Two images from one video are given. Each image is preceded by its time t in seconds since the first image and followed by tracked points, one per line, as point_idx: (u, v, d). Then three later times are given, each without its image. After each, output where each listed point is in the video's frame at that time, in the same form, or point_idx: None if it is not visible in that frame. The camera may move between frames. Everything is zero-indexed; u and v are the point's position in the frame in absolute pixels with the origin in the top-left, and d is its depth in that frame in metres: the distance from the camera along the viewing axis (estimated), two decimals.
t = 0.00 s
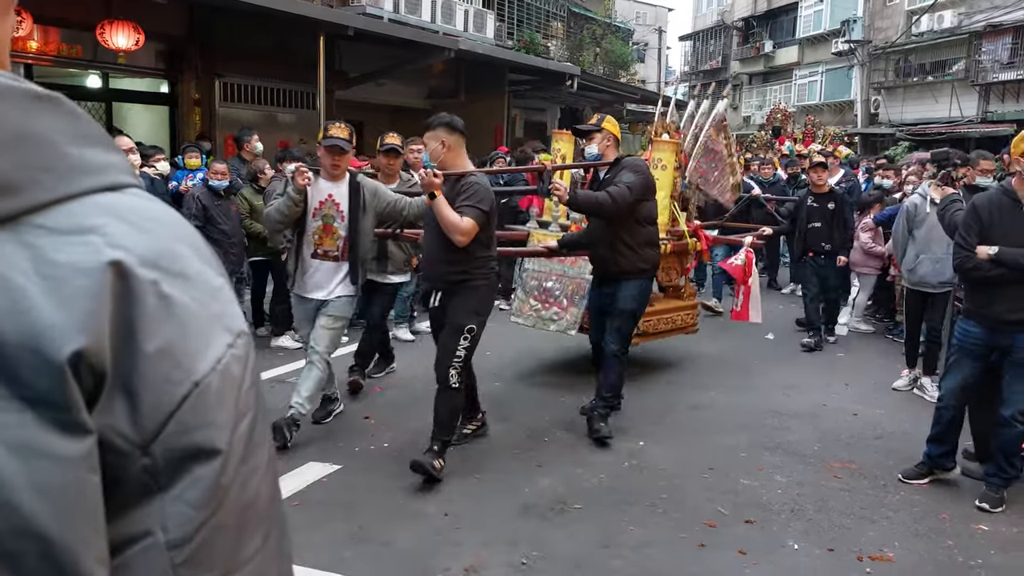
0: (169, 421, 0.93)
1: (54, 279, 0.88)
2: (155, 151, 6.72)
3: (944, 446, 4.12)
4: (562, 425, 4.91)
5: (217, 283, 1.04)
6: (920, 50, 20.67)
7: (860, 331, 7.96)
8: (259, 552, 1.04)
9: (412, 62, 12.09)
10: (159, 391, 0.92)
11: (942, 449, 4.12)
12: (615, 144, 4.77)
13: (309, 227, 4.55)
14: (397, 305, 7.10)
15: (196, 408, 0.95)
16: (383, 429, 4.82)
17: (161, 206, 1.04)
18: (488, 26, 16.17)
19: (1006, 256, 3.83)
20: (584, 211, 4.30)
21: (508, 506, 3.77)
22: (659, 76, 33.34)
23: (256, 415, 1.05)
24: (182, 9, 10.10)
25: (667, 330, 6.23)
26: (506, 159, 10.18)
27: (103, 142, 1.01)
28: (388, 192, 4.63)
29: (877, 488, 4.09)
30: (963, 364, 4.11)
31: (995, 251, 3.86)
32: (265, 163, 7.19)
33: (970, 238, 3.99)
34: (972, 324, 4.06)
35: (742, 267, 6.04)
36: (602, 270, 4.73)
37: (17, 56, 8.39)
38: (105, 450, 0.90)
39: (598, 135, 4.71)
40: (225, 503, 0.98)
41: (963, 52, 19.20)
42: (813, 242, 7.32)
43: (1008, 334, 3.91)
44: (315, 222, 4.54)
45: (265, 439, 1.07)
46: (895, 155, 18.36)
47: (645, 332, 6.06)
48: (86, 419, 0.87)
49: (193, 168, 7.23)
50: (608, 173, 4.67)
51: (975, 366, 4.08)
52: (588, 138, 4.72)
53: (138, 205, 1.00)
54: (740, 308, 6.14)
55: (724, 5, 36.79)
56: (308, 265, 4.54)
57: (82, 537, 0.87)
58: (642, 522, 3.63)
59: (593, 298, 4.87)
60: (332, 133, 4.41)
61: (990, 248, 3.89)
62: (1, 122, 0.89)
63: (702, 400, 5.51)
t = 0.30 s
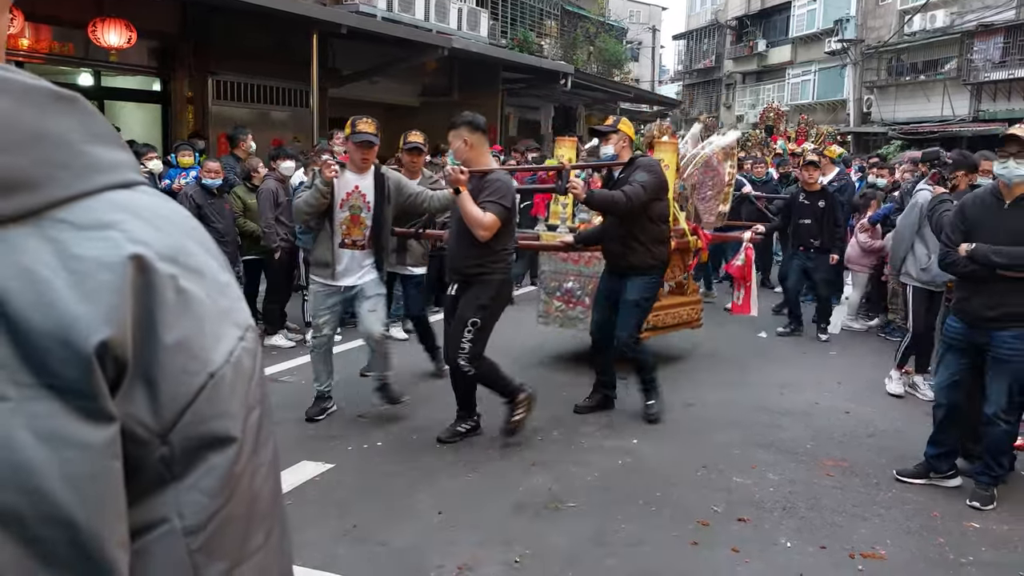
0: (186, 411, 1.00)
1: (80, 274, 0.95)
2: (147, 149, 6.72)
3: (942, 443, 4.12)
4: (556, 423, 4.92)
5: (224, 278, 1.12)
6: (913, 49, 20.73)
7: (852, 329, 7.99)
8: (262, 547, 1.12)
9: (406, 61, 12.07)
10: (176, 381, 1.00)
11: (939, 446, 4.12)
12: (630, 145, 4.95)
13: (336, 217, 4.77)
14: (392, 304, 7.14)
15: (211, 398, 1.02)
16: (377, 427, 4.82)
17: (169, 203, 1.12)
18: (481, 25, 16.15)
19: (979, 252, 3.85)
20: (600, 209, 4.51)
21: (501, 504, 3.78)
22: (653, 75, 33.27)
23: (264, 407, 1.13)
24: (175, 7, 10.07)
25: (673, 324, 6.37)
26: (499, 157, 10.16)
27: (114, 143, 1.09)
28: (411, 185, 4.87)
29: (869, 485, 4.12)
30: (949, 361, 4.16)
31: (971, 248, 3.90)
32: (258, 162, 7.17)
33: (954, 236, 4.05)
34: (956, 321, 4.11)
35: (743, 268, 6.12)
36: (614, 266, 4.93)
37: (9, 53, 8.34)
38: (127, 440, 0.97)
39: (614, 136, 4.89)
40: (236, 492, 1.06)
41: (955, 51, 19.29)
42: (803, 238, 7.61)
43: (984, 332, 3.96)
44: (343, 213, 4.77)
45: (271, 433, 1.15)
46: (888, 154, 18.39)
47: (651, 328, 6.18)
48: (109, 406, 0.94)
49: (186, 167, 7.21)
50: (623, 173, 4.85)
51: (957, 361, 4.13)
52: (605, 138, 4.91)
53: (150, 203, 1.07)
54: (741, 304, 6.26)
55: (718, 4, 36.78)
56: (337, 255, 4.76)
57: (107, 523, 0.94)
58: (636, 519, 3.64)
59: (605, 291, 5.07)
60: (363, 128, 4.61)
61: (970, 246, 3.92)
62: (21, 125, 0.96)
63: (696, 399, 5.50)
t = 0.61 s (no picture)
0: (186, 398, 0.99)
1: (82, 260, 0.94)
2: (139, 146, 6.70)
3: (933, 442, 4.11)
4: (549, 420, 4.91)
5: (217, 269, 1.11)
6: (905, 46, 20.78)
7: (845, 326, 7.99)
8: (259, 532, 1.12)
9: (399, 58, 12.05)
10: (177, 367, 0.99)
11: (931, 443, 4.11)
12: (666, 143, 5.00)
13: (386, 219, 4.75)
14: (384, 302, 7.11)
15: (212, 384, 1.02)
16: (369, 423, 4.81)
17: (159, 193, 1.13)
18: (474, 22, 16.12)
19: (947, 246, 3.91)
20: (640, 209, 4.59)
21: (493, 500, 3.77)
22: (647, 72, 33.28)
23: (257, 396, 1.13)
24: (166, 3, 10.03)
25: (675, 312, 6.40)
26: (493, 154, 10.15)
27: (106, 132, 1.09)
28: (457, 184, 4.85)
29: (860, 481, 4.12)
30: (927, 358, 4.16)
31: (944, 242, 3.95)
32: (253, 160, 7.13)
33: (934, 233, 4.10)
34: (931, 316, 4.13)
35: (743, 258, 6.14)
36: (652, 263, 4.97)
37: None
38: (127, 427, 0.96)
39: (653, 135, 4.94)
40: (235, 479, 1.06)
41: (947, 49, 19.32)
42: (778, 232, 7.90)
43: (954, 325, 3.97)
44: (392, 213, 4.73)
45: (264, 423, 1.15)
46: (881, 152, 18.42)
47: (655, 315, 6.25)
48: (112, 393, 0.93)
49: (178, 163, 7.18)
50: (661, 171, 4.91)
51: (936, 356, 4.13)
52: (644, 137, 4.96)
53: (142, 193, 1.07)
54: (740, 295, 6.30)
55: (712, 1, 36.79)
56: (386, 255, 4.72)
57: (108, 508, 0.92)
58: (628, 516, 3.63)
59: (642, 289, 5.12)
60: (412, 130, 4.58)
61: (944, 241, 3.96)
62: (23, 110, 0.95)
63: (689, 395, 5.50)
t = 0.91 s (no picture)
0: (165, 398, 0.98)
1: (53, 259, 0.94)
2: (136, 144, 6.68)
3: (930, 440, 4.11)
4: (547, 418, 4.91)
5: (200, 264, 1.10)
6: (904, 46, 20.80)
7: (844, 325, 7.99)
8: (246, 533, 1.11)
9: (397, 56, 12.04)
10: (154, 366, 0.98)
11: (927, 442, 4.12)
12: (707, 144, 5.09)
13: (430, 216, 4.75)
14: (382, 301, 7.08)
15: (193, 384, 1.01)
16: (366, 422, 4.80)
17: (141, 185, 1.12)
18: (473, 20, 16.11)
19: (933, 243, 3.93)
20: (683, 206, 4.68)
21: (489, 500, 3.76)
22: (646, 71, 33.25)
23: (244, 394, 1.12)
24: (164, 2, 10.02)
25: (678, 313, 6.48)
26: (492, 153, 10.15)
27: (87, 125, 1.09)
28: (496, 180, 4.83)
29: (858, 480, 4.12)
30: (921, 356, 4.15)
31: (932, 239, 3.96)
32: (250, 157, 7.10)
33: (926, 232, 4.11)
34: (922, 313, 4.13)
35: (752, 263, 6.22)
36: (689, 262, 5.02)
37: None
38: (101, 428, 0.95)
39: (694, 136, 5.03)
40: (220, 480, 1.05)
41: (947, 48, 19.33)
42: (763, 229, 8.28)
43: (941, 322, 3.98)
44: (436, 211, 4.74)
45: (251, 423, 1.14)
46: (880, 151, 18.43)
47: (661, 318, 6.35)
48: (84, 395, 0.92)
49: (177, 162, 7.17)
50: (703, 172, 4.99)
51: (929, 354, 4.13)
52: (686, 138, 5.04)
53: (122, 187, 1.07)
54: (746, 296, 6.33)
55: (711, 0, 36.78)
56: (434, 253, 4.74)
57: (81, 514, 0.93)
58: (625, 515, 3.63)
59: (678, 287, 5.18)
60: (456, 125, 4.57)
61: (933, 238, 3.96)
62: (1, 103, 0.97)
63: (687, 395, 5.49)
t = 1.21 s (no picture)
0: (146, 398, 0.98)
1: (27, 258, 0.93)
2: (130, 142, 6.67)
3: (923, 439, 4.12)
4: (541, 418, 4.91)
5: (180, 261, 1.11)
6: (898, 46, 20.89)
7: (839, 323, 8.01)
8: (231, 536, 1.11)
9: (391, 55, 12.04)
10: (134, 366, 0.98)
11: (920, 441, 4.12)
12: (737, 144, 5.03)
13: (467, 223, 4.53)
14: (377, 300, 7.06)
15: (174, 384, 1.01)
16: (360, 422, 4.79)
17: (121, 181, 1.13)
18: (468, 19, 16.12)
19: (926, 244, 3.93)
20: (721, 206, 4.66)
21: (483, 500, 3.75)
22: (641, 71, 33.31)
23: (227, 394, 1.12)
24: None
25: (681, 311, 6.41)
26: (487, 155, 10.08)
27: (65, 121, 1.10)
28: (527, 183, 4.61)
29: (852, 479, 4.12)
30: (914, 354, 4.15)
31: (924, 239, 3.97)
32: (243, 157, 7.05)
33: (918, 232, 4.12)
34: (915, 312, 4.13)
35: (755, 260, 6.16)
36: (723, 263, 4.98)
37: None
38: (77, 430, 0.95)
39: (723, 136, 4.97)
40: (203, 482, 1.04)
41: (940, 48, 19.41)
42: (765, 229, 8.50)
43: (932, 321, 3.99)
44: (472, 219, 4.53)
45: (234, 423, 1.14)
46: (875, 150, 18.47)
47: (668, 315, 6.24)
48: (58, 397, 0.92)
49: (172, 160, 7.15)
50: (734, 173, 4.95)
51: (922, 353, 4.13)
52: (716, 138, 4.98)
53: (99, 182, 1.07)
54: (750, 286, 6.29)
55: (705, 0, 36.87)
56: (473, 262, 4.53)
57: (57, 520, 0.92)
58: (619, 515, 3.63)
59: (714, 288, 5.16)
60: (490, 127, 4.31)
61: (925, 238, 3.97)
62: None
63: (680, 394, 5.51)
